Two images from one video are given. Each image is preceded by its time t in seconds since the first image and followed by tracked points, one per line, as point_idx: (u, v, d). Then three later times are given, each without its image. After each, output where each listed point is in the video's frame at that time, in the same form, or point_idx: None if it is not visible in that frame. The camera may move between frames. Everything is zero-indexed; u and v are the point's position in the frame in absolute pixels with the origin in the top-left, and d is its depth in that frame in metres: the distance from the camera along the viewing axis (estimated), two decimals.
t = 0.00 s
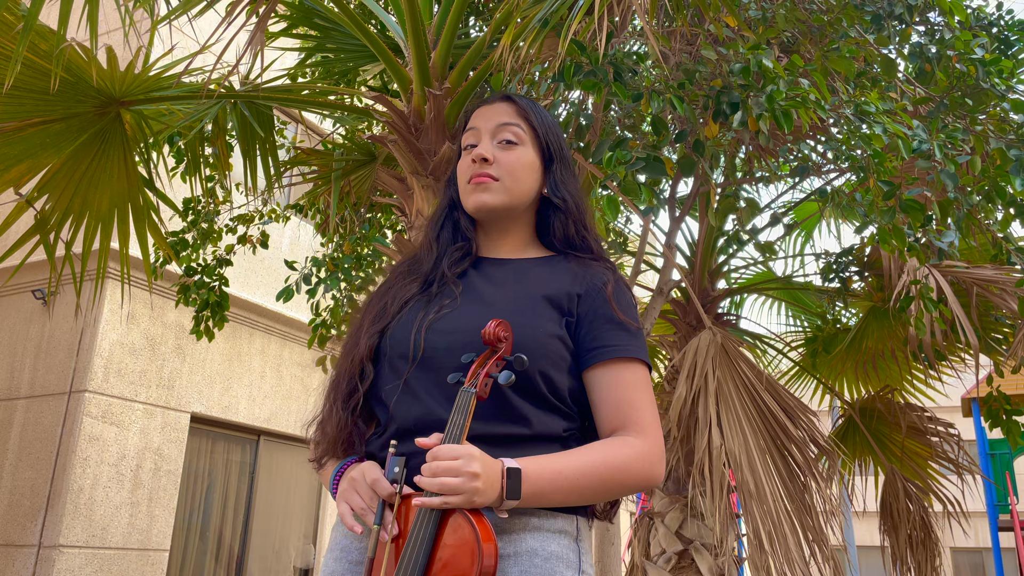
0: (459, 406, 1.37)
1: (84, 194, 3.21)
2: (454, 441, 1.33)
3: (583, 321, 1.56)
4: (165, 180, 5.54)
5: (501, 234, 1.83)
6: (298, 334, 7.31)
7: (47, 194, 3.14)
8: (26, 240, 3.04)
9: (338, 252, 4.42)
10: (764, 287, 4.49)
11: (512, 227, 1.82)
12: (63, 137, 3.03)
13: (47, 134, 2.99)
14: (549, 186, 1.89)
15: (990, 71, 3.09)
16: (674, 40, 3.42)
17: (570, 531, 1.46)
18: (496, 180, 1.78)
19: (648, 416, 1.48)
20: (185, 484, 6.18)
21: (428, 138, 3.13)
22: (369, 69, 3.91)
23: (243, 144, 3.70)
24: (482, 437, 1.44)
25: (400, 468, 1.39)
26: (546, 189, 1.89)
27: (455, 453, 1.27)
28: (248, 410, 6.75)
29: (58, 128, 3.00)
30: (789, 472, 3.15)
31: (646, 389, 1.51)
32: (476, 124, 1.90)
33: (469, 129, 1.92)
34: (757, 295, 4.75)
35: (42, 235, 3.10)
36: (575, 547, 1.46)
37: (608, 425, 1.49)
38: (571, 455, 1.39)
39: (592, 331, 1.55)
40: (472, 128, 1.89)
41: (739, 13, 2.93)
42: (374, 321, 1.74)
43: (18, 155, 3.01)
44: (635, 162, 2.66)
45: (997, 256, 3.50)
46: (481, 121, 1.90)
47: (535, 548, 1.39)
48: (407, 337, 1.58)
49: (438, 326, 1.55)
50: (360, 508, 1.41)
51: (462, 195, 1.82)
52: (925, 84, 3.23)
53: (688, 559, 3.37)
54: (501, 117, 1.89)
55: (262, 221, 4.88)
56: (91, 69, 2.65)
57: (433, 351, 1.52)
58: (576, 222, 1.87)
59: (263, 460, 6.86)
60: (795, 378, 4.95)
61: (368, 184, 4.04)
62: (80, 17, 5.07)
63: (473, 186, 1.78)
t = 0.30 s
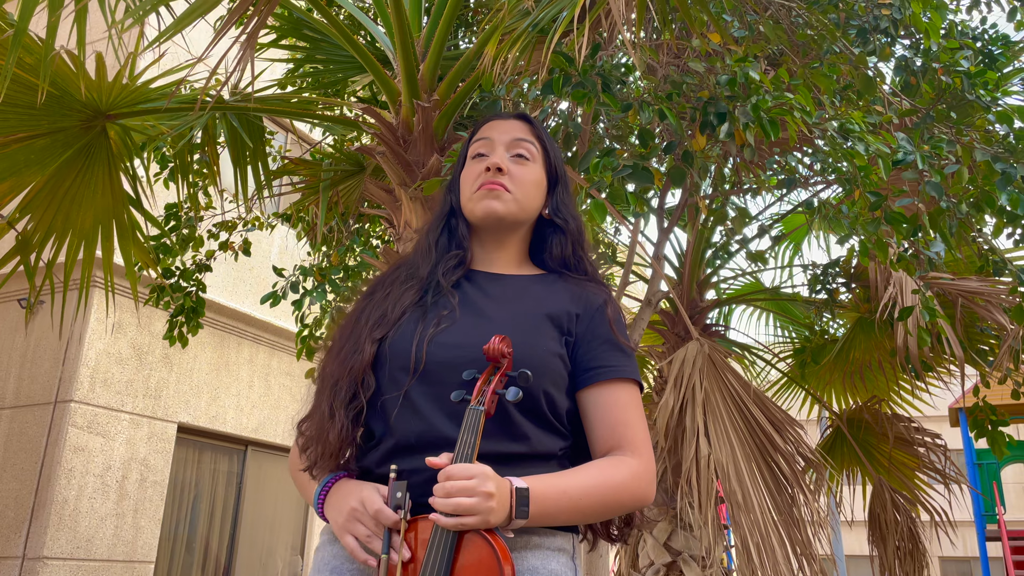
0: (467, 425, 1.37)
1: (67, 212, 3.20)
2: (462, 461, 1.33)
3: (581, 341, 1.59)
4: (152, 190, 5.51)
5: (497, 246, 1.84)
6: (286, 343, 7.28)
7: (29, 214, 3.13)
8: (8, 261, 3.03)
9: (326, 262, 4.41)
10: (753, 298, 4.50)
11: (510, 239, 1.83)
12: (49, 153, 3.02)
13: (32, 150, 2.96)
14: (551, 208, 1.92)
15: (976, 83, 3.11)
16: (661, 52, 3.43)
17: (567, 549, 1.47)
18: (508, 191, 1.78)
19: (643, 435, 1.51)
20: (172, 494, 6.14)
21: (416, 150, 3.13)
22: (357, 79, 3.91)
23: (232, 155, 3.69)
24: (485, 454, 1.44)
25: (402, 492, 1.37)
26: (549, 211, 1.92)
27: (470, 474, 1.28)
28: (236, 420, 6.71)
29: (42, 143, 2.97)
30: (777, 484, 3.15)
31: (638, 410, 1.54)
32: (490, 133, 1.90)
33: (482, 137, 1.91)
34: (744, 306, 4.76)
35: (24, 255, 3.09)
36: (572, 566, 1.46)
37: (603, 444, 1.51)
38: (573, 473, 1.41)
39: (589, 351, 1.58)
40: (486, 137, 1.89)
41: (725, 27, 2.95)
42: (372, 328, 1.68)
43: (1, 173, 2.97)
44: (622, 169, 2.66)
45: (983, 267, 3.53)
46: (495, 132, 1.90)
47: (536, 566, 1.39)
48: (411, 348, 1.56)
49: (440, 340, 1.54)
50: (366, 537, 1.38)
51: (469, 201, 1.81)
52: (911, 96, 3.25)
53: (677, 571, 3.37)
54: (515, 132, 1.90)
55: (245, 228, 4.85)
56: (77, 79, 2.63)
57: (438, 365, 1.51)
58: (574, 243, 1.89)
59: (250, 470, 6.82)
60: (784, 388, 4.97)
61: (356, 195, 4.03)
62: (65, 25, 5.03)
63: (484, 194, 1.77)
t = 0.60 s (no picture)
0: (500, 442, 1.38)
1: (51, 220, 3.18)
2: (498, 478, 1.34)
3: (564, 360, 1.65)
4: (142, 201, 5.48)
5: (472, 258, 1.84)
6: (277, 355, 7.24)
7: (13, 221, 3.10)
8: None
9: (316, 275, 4.39)
10: (744, 311, 4.51)
11: (487, 253, 1.84)
12: (37, 159, 3.00)
13: (18, 156, 2.93)
14: (525, 229, 2.01)
15: (965, 94, 3.12)
16: (651, 67, 3.44)
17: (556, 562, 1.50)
18: (496, 210, 1.80)
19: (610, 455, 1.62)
20: (160, 508, 6.08)
21: (407, 162, 3.12)
22: (349, 92, 3.91)
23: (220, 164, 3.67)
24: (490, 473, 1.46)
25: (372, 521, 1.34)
26: (521, 233, 2.01)
27: (518, 487, 1.32)
28: (225, 432, 6.67)
29: (30, 150, 2.95)
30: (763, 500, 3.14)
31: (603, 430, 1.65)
32: (477, 147, 1.91)
33: (468, 149, 1.91)
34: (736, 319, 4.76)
35: (6, 262, 3.07)
36: None
37: (576, 462, 1.60)
38: (570, 492, 1.47)
39: (569, 370, 1.65)
40: (475, 150, 1.89)
41: (714, 41, 2.96)
42: (360, 334, 1.60)
43: None
44: (610, 186, 2.67)
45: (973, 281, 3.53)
46: (483, 146, 1.90)
47: None
48: (409, 359, 1.52)
49: (440, 353, 1.53)
50: None
51: (454, 215, 1.81)
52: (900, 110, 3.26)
53: None
54: (502, 148, 1.91)
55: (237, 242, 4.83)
56: (66, 89, 2.61)
57: (440, 379, 1.49)
58: (546, 265, 1.97)
59: (240, 483, 6.77)
60: (775, 402, 4.97)
61: (347, 207, 4.02)
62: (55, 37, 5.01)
63: (471, 209, 1.79)
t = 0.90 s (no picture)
0: (524, 468, 1.41)
1: (48, 232, 3.17)
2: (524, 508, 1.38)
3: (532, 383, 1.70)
4: (137, 214, 5.47)
5: (451, 270, 1.84)
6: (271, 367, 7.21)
7: (10, 232, 3.08)
8: None
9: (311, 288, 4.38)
10: (739, 324, 4.51)
11: (466, 265, 1.85)
12: (32, 173, 2.97)
13: (14, 171, 2.91)
14: (499, 245, 2.03)
15: (959, 112, 3.12)
16: (647, 81, 3.45)
17: None
18: (484, 226, 1.81)
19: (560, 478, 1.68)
20: (153, 522, 6.04)
21: (402, 175, 3.11)
22: (345, 106, 3.91)
23: (215, 177, 3.66)
24: (472, 495, 1.48)
25: None
26: (494, 248, 2.04)
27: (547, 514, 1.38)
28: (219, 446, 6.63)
29: (25, 165, 2.92)
30: (760, 517, 3.13)
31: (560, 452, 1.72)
32: (467, 158, 1.90)
33: (456, 159, 1.90)
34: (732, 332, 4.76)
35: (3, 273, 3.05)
36: None
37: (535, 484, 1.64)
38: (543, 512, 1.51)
39: (537, 394, 1.72)
40: (466, 163, 1.88)
41: (709, 56, 2.97)
42: (347, 346, 1.53)
43: None
44: (603, 198, 2.68)
45: (968, 295, 3.54)
46: (472, 158, 1.90)
47: None
48: (399, 376, 1.49)
49: (429, 372, 1.52)
50: None
51: (443, 227, 1.81)
52: (894, 125, 3.27)
53: None
54: (491, 162, 1.92)
55: (233, 255, 4.82)
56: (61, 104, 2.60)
57: (430, 398, 1.49)
58: (517, 282, 2.01)
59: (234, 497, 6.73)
60: (771, 415, 4.97)
61: (343, 220, 4.01)
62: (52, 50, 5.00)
63: (461, 224, 1.79)
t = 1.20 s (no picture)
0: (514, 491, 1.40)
1: (50, 245, 3.17)
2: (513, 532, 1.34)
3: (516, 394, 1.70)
4: (138, 226, 5.47)
5: (431, 284, 1.85)
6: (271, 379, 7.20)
7: (13, 244, 3.08)
8: None
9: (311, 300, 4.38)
10: (739, 336, 4.51)
11: (446, 279, 1.86)
12: (33, 187, 2.97)
13: (16, 185, 2.91)
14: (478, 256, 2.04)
15: (955, 132, 3.12)
16: (646, 95, 3.46)
17: None
18: (466, 241, 1.83)
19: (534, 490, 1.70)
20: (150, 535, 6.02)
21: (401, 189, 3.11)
22: (345, 119, 3.92)
23: (217, 191, 3.67)
24: (458, 509, 1.48)
25: None
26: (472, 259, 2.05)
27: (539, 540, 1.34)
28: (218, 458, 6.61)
29: (26, 179, 2.93)
30: (759, 531, 3.12)
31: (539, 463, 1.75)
32: (446, 172, 1.92)
33: (436, 174, 1.92)
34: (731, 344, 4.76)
35: (4, 284, 3.04)
36: None
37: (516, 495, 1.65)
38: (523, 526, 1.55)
39: (518, 406, 1.73)
40: (446, 178, 1.90)
41: (708, 71, 2.99)
42: (329, 362, 1.54)
43: None
44: (606, 222, 2.69)
45: (968, 308, 3.54)
46: (452, 173, 1.92)
47: None
48: (382, 390, 1.50)
49: (412, 385, 1.51)
50: None
51: (425, 242, 1.82)
52: (893, 140, 3.28)
53: None
54: (470, 177, 1.94)
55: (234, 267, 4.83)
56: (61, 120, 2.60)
57: (414, 411, 1.49)
58: (496, 294, 2.02)
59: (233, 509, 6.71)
60: (771, 427, 4.96)
61: (343, 232, 4.01)
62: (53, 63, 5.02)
63: (443, 239, 1.81)
